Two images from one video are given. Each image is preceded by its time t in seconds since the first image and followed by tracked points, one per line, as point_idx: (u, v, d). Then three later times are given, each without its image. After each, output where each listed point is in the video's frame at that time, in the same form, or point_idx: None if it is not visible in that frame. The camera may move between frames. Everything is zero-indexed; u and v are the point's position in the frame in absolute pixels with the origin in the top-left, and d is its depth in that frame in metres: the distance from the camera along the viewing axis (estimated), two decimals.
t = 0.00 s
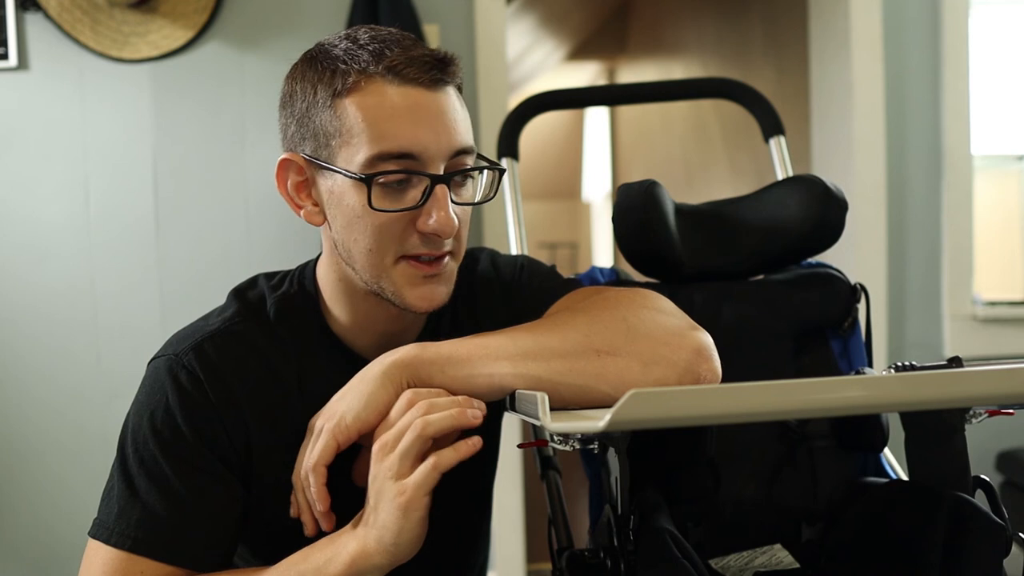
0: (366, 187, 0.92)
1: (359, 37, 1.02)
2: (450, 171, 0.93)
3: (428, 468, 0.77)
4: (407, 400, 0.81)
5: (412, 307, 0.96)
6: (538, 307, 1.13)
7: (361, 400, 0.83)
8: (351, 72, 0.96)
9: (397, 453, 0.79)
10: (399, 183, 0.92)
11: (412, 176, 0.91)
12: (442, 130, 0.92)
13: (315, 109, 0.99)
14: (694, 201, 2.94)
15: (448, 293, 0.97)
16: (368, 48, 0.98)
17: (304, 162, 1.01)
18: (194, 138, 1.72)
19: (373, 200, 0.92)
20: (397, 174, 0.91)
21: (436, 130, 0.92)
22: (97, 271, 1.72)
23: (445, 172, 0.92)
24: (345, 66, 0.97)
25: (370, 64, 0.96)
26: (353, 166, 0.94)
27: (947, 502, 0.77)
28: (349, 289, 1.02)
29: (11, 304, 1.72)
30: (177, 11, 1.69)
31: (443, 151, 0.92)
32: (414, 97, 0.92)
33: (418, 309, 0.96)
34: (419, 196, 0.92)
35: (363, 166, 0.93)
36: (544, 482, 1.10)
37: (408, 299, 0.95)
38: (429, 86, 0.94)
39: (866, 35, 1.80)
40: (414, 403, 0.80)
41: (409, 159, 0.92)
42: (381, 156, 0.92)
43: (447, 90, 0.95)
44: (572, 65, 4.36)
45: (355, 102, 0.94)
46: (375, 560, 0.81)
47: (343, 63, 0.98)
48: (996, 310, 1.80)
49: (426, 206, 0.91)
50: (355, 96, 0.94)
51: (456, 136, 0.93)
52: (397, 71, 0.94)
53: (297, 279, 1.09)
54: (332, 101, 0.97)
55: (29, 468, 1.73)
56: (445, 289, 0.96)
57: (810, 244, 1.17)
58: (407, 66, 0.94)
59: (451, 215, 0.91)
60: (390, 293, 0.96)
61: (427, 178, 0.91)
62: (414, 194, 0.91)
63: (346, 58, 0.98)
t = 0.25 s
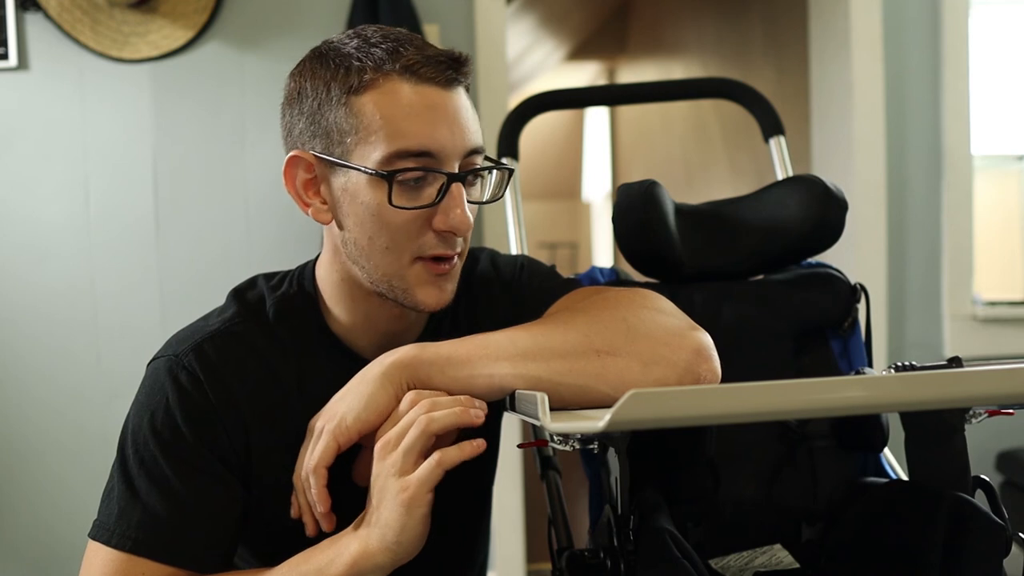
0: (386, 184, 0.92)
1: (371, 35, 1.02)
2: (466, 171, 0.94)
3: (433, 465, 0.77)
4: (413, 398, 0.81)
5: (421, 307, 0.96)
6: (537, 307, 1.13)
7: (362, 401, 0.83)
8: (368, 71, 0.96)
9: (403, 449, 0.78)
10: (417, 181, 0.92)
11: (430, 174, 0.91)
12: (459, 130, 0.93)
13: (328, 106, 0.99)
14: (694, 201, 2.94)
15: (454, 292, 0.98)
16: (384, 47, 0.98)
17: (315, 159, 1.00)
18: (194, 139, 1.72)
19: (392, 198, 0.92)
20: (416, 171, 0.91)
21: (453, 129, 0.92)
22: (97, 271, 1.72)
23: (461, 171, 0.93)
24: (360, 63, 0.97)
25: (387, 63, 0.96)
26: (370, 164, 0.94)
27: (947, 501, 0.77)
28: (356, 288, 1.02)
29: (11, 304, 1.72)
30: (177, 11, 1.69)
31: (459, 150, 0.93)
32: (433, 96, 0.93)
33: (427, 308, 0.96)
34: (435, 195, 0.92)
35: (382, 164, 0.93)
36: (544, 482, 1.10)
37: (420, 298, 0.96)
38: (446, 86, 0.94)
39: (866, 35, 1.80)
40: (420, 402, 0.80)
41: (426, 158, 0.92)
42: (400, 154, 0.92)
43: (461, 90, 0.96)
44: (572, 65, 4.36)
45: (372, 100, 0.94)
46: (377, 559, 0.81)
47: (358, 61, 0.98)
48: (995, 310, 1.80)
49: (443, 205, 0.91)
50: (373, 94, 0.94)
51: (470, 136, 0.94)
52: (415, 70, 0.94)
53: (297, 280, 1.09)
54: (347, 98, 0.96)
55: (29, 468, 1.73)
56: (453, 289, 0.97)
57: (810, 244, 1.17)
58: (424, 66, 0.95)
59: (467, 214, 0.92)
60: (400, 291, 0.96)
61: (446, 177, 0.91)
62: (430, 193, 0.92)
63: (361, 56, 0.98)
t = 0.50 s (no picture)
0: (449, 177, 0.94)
1: (414, 37, 1.04)
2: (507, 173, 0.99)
3: (441, 462, 0.78)
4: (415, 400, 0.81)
5: (454, 303, 0.97)
6: (537, 307, 1.13)
7: (362, 401, 0.84)
8: (423, 68, 0.99)
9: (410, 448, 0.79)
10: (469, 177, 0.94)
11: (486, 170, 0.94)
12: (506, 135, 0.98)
13: (377, 98, 0.99)
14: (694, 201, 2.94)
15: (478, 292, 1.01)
16: (432, 48, 1.02)
17: (357, 149, 0.99)
18: (194, 139, 1.72)
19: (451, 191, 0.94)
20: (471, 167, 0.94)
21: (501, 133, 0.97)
22: (97, 271, 1.72)
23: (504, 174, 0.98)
24: (414, 61, 1.00)
25: (442, 63, 1.00)
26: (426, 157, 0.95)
27: (947, 501, 0.77)
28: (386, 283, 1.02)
29: (11, 304, 1.72)
30: (177, 11, 1.69)
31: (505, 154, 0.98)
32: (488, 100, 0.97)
33: (460, 305, 0.98)
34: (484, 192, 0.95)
35: (441, 156, 0.95)
36: (544, 481, 1.10)
37: (452, 292, 0.97)
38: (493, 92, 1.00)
39: (866, 35, 1.80)
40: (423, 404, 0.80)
41: (480, 155, 0.95)
42: (458, 149, 0.95)
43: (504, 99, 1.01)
44: (572, 65, 4.36)
45: (430, 96, 0.96)
46: (384, 559, 0.81)
47: (408, 59, 1.00)
48: (995, 310, 1.80)
49: (492, 202, 0.95)
50: (430, 90, 0.97)
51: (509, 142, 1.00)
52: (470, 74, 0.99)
53: (299, 279, 1.09)
54: (400, 92, 0.98)
55: (29, 468, 1.73)
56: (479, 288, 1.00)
57: (811, 244, 1.17)
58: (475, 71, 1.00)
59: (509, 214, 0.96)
60: (436, 286, 0.97)
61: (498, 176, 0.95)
62: (481, 190, 0.95)
63: (411, 55, 1.01)
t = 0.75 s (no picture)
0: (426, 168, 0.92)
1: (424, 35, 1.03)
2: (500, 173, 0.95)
3: (427, 472, 0.76)
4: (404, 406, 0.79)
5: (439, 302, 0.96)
6: (538, 307, 1.13)
7: (361, 399, 0.83)
8: (421, 65, 0.97)
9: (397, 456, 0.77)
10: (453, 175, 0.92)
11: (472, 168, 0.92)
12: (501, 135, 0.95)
13: (375, 94, 0.99)
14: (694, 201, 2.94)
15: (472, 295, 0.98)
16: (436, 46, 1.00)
17: (353, 143, 1.00)
18: (194, 139, 1.72)
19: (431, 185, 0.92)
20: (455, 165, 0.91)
21: (496, 132, 0.94)
22: (98, 271, 1.72)
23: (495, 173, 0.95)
24: (414, 58, 0.98)
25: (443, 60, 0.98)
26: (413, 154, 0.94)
27: (947, 501, 0.77)
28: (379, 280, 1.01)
29: (11, 304, 1.72)
30: (177, 11, 1.69)
31: (498, 153, 0.94)
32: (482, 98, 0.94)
33: (444, 304, 0.96)
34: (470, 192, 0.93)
35: (424, 150, 0.93)
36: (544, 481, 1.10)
37: (437, 292, 0.96)
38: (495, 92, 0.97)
39: (866, 35, 1.80)
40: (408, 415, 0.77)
41: (468, 152, 0.93)
42: (442, 144, 0.93)
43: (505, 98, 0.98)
44: (572, 65, 4.36)
45: (421, 93, 0.95)
46: (382, 562, 0.81)
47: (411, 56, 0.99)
48: (995, 310, 1.80)
49: (476, 202, 0.92)
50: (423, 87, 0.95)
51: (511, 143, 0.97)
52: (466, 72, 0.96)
53: (305, 278, 1.09)
54: (395, 88, 0.97)
55: (29, 468, 1.73)
56: (471, 290, 0.97)
57: (810, 244, 1.17)
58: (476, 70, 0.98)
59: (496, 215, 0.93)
60: (422, 284, 0.96)
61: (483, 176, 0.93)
62: (468, 188, 0.93)
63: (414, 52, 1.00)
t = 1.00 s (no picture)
0: (365, 164, 0.93)
1: (415, 37, 1.04)
2: (453, 172, 0.93)
3: (393, 481, 0.78)
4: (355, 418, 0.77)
5: (390, 304, 0.96)
6: (538, 307, 1.13)
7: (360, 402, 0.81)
8: (390, 63, 0.98)
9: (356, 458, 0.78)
10: (398, 170, 0.92)
11: (415, 167, 0.92)
12: (456, 133, 0.93)
13: (353, 93, 1.01)
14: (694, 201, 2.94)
15: (429, 300, 0.96)
16: (417, 46, 1.01)
17: (331, 140, 1.03)
18: (194, 139, 1.72)
19: (372, 182, 0.92)
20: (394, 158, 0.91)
21: (450, 130, 0.92)
22: (97, 271, 1.72)
23: (447, 172, 0.93)
24: (389, 56, 1.00)
25: (412, 58, 0.98)
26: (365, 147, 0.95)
27: (948, 501, 0.77)
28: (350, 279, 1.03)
29: (11, 304, 1.72)
30: (177, 11, 1.69)
31: (451, 151, 0.93)
32: (437, 96, 0.93)
33: (395, 307, 0.95)
34: (418, 189, 0.92)
35: (373, 146, 0.94)
36: (544, 481, 1.10)
37: (389, 291, 0.95)
38: (459, 90, 0.95)
39: (865, 35, 1.80)
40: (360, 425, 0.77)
41: (416, 151, 0.92)
42: (389, 142, 0.93)
43: (472, 98, 0.96)
44: (572, 65, 4.36)
45: (379, 89, 0.95)
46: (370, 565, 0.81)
47: (388, 56, 1.00)
48: (996, 310, 1.80)
49: (421, 200, 0.91)
50: (382, 84, 0.96)
51: (471, 144, 0.94)
52: (430, 70, 0.96)
53: (304, 280, 1.09)
54: (365, 87, 0.98)
55: (29, 468, 1.73)
56: (425, 295, 0.95)
57: (810, 244, 1.17)
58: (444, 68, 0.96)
59: (442, 215, 0.91)
60: (376, 284, 0.97)
61: (429, 172, 0.92)
62: (414, 187, 0.92)
63: (393, 51, 1.01)
